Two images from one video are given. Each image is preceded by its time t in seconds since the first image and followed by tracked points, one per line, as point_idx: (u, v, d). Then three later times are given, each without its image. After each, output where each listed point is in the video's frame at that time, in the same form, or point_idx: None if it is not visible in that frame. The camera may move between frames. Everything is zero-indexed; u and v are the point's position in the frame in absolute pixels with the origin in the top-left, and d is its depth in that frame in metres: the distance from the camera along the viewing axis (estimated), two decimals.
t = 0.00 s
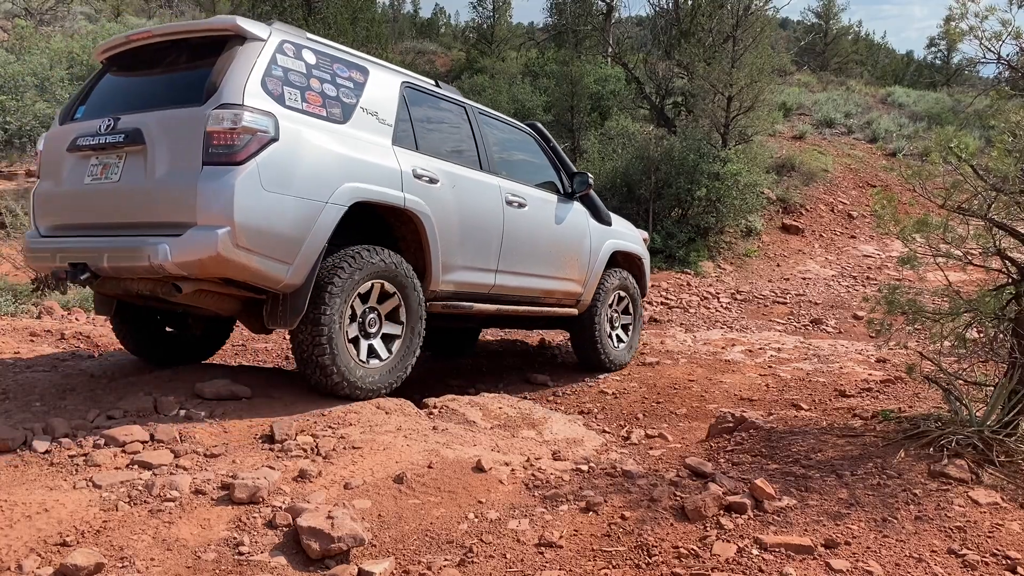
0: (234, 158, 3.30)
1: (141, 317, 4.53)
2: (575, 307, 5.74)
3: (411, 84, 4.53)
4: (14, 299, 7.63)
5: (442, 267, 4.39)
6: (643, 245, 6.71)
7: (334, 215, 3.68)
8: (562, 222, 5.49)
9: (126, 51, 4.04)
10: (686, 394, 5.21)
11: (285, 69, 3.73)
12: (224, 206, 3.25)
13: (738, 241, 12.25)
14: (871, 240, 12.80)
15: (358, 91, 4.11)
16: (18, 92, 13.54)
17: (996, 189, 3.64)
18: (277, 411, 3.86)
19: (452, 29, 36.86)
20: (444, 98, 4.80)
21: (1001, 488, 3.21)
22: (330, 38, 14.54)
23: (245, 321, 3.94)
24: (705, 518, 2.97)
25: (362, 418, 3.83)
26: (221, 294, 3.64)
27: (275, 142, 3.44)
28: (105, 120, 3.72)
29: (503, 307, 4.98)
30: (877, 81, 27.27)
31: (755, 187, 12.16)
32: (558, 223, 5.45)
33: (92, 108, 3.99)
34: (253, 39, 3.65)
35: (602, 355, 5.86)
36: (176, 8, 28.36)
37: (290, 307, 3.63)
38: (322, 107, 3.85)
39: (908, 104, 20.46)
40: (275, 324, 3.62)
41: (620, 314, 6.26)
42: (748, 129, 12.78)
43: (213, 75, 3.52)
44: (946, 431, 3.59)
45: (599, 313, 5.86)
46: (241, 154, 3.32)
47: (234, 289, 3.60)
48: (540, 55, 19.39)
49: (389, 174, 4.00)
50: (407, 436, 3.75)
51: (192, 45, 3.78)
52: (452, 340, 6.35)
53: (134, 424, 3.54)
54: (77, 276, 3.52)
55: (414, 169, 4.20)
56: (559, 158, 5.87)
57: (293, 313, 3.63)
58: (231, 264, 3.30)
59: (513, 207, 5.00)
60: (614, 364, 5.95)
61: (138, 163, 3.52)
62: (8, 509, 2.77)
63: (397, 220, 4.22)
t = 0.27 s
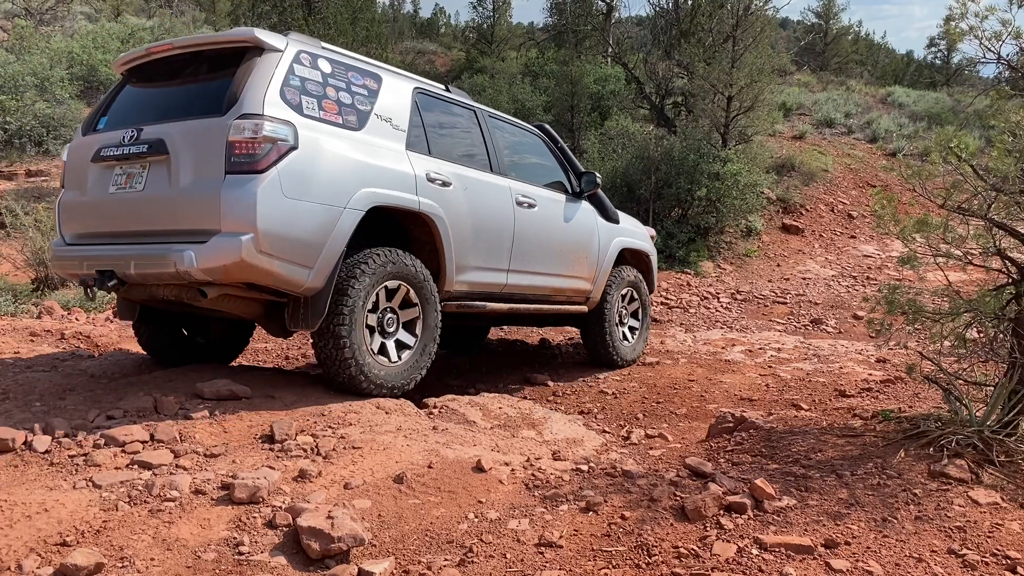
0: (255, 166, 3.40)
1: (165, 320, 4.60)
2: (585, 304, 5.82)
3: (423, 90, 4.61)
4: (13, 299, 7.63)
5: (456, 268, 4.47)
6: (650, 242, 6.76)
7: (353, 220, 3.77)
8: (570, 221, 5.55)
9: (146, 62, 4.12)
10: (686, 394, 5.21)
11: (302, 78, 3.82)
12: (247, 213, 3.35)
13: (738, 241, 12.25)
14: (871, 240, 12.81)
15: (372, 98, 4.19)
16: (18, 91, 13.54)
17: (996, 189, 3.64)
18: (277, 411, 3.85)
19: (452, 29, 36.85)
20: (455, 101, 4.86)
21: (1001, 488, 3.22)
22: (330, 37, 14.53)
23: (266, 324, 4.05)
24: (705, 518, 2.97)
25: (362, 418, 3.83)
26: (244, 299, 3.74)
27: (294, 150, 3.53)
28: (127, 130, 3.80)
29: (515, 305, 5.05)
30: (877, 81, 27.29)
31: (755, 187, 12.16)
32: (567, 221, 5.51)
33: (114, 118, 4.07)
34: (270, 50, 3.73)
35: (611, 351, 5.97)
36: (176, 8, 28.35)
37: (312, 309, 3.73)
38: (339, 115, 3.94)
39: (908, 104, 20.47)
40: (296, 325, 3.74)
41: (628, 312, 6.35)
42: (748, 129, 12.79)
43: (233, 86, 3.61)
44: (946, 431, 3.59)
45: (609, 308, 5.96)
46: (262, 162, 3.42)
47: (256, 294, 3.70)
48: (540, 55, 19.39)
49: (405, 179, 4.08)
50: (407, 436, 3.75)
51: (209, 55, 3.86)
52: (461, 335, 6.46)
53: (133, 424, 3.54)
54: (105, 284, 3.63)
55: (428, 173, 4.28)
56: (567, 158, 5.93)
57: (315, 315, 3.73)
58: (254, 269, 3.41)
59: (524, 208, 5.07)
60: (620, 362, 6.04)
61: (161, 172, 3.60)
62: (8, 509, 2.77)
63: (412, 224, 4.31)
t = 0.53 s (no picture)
0: (272, 184, 3.53)
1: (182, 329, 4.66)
2: (593, 303, 5.90)
3: (431, 99, 4.70)
4: (13, 299, 7.63)
5: (466, 273, 4.59)
6: (656, 238, 6.82)
7: (366, 231, 3.90)
8: (577, 221, 5.64)
9: (160, 79, 4.24)
10: (686, 394, 5.21)
11: (313, 93, 3.93)
12: (264, 230, 3.48)
13: (738, 241, 12.26)
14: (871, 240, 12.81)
15: (382, 110, 4.30)
16: (18, 92, 13.55)
17: (996, 189, 3.64)
18: (277, 411, 3.86)
19: (452, 29, 36.81)
20: (462, 108, 4.96)
21: (1001, 488, 3.22)
22: (330, 37, 14.53)
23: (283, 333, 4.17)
24: (706, 518, 2.96)
25: (362, 418, 3.83)
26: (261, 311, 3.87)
27: (308, 166, 3.65)
28: (143, 148, 3.93)
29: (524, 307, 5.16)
30: (877, 81, 27.29)
31: (755, 187, 12.15)
32: (573, 221, 5.59)
33: (129, 134, 4.20)
34: (283, 67, 3.85)
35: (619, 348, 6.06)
36: (176, 9, 28.35)
37: (328, 320, 3.86)
38: (350, 128, 4.05)
39: (908, 104, 20.48)
40: (313, 336, 3.86)
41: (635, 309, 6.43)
42: (748, 129, 12.79)
43: (248, 104, 3.72)
44: (945, 431, 3.59)
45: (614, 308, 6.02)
46: (278, 180, 3.54)
47: (274, 307, 3.83)
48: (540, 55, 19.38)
49: (415, 189, 4.20)
50: (407, 436, 3.74)
51: (223, 72, 3.98)
52: (470, 335, 6.54)
53: (133, 424, 3.54)
54: (125, 298, 3.77)
55: (437, 182, 4.39)
56: (573, 158, 6.00)
57: (331, 325, 3.86)
58: (272, 284, 3.54)
59: (531, 211, 5.17)
60: (628, 359, 6.14)
61: (179, 189, 3.72)
62: (8, 510, 2.77)
63: (423, 231, 4.43)
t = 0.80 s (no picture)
0: (286, 193, 3.58)
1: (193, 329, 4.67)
2: (599, 303, 5.96)
3: (441, 103, 4.73)
4: (12, 299, 7.63)
5: (475, 276, 4.64)
6: (661, 237, 6.84)
7: (378, 238, 3.95)
8: (584, 222, 5.67)
9: (173, 84, 4.29)
10: (686, 394, 5.20)
11: (327, 101, 3.97)
12: (279, 239, 3.54)
13: (738, 241, 12.26)
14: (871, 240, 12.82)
15: (394, 116, 4.34)
16: (18, 91, 13.55)
17: (996, 189, 3.64)
18: (277, 411, 3.86)
19: (452, 28, 36.80)
20: (471, 112, 4.99)
21: (1001, 488, 3.22)
22: (330, 38, 14.53)
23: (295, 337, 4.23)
24: (706, 518, 2.96)
25: (362, 418, 3.83)
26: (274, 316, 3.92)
27: (322, 175, 3.69)
28: (157, 154, 3.98)
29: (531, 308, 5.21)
30: (877, 81, 27.30)
31: (755, 187, 12.15)
32: (580, 223, 5.63)
33: (143, 139, 4.25)
34: (296, 75, 3.88)
35: (624, 347, 6.12)
36: (176, 8, 28.36)
37: (340, 326, 3.91)
38: (363, 136, 4.09)
39: (908, 104, 20.48)
40: (326, 340, 3.93)
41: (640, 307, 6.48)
42: (748, 129, 12.80)
43: (262, 113, 3.77)
44: (945, 431, 3.59)
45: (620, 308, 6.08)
46: (292, 189, 3.59)
47: (287, 312, 3.88)
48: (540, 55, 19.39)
49: (426, 196, 4.24)
50: (407, 436, 3.74)
51: (236, 80, 4.02)
52: (474, 335, 6.57)
53: (133, 424, 3.54)
54: (141, 304, 3.84)
55: (448, 188, 4.43)
56: (580, 159, 6.01)
57: (344, 331, 3.91)
58: (286, 292, 3.60)
59: (539, 214, 5.21)
60: (635, 357, 6.20)
61: (193, 196, 3.78)
62: (9, 510, 2.77)
63: (433, 236, 4.47)
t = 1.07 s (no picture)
0: (299, 204, 3.62)
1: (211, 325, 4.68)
2: (604, 303, 5.99)
3: (448, 109, 4.75)
4: (12, 299, 7.63)
5: (483, 280, 4.67)
6: (665, 235, 6.85)
7: (390, 246, 3.98)
8: (589, 223, 5.69)
9: (185, 94, 4.32)
10: (687, 394, 5.20)
11: (338, 111, 3.99)
12: (293, 249, 3.59)
13: (738, 241, 12.26)
14: (871, 240, 12.82)
15: (403, 124, 4.36)
16: (18, 91, 13.56)
17: (997, 189, 3.64)
18: (277, 410, 3.86)
19: (452, 28, 36.79)
20: (478, 117, 5.00)
21: (1001, 488, 3.21)
22: (330, 38, 14.51)
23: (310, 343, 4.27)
24: (706, 518, 2.96)
25: (362, 418, 3.83)
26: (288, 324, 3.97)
27: (334, 185, 3.73)
28: (171, 165, 4.01)
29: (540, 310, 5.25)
30: (877, 81, 27.31)
31: (755, 187, 12.14)
32: (585, 224, 5.64)
33: (154, 148, 4.28)
34: (307, 86, 3.91)
35: (629, 346, 6.16)
36: (176, 8, 28.36)
37: (352, 333, 3.94)
38: (373, 145, 4.11)
39: (908, 104, 20.48)
40: (339, 348, 3.95)
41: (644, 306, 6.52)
42: (748, 129, 12.80)
43: (274, 123, 3.80)
44: (946, 430, 3.59)
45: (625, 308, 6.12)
46: (306, 200, 3.64)
47: (301, 320, 3.93)
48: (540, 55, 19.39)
49: (436, 203, 4.27)
50: (407, 436, 3.74)
51: (248, 90, 4.05)
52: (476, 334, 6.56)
53: (133, 424, 3.54)
54: (157, 313, 3.86)
55: (457, 194, 4.45)
56: (585, 160, 6.01)
57: (356, 338, 3.94)
58: (301, 301, 3.65)
59: (546, 217, 5.23)
60: (640, 355, 6.26)
61: (207, 206, 3.81)
62: (9, 510, 2.77)
63: (442, 242, 4.50)
